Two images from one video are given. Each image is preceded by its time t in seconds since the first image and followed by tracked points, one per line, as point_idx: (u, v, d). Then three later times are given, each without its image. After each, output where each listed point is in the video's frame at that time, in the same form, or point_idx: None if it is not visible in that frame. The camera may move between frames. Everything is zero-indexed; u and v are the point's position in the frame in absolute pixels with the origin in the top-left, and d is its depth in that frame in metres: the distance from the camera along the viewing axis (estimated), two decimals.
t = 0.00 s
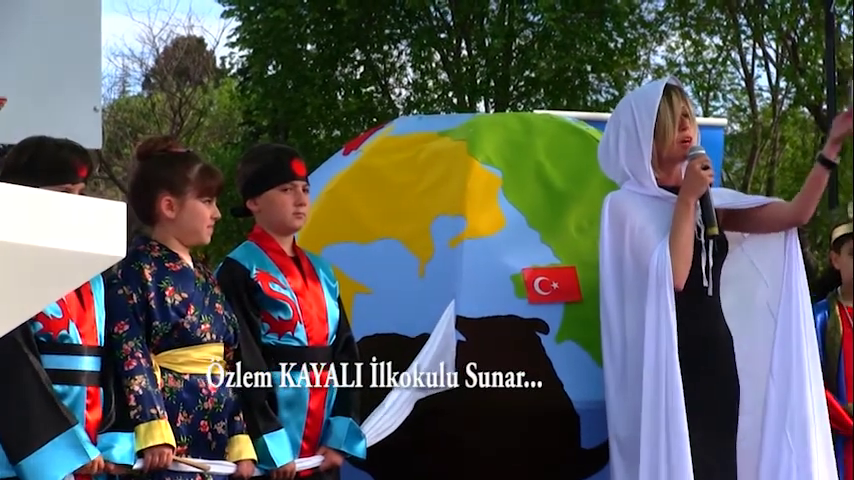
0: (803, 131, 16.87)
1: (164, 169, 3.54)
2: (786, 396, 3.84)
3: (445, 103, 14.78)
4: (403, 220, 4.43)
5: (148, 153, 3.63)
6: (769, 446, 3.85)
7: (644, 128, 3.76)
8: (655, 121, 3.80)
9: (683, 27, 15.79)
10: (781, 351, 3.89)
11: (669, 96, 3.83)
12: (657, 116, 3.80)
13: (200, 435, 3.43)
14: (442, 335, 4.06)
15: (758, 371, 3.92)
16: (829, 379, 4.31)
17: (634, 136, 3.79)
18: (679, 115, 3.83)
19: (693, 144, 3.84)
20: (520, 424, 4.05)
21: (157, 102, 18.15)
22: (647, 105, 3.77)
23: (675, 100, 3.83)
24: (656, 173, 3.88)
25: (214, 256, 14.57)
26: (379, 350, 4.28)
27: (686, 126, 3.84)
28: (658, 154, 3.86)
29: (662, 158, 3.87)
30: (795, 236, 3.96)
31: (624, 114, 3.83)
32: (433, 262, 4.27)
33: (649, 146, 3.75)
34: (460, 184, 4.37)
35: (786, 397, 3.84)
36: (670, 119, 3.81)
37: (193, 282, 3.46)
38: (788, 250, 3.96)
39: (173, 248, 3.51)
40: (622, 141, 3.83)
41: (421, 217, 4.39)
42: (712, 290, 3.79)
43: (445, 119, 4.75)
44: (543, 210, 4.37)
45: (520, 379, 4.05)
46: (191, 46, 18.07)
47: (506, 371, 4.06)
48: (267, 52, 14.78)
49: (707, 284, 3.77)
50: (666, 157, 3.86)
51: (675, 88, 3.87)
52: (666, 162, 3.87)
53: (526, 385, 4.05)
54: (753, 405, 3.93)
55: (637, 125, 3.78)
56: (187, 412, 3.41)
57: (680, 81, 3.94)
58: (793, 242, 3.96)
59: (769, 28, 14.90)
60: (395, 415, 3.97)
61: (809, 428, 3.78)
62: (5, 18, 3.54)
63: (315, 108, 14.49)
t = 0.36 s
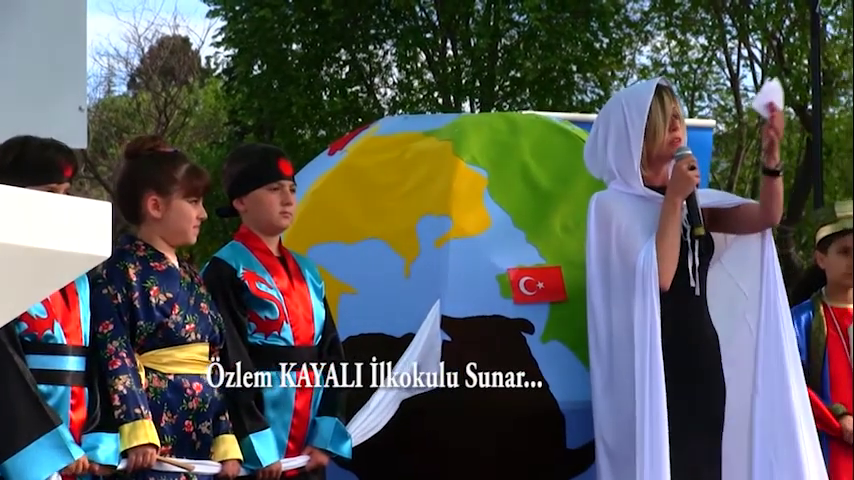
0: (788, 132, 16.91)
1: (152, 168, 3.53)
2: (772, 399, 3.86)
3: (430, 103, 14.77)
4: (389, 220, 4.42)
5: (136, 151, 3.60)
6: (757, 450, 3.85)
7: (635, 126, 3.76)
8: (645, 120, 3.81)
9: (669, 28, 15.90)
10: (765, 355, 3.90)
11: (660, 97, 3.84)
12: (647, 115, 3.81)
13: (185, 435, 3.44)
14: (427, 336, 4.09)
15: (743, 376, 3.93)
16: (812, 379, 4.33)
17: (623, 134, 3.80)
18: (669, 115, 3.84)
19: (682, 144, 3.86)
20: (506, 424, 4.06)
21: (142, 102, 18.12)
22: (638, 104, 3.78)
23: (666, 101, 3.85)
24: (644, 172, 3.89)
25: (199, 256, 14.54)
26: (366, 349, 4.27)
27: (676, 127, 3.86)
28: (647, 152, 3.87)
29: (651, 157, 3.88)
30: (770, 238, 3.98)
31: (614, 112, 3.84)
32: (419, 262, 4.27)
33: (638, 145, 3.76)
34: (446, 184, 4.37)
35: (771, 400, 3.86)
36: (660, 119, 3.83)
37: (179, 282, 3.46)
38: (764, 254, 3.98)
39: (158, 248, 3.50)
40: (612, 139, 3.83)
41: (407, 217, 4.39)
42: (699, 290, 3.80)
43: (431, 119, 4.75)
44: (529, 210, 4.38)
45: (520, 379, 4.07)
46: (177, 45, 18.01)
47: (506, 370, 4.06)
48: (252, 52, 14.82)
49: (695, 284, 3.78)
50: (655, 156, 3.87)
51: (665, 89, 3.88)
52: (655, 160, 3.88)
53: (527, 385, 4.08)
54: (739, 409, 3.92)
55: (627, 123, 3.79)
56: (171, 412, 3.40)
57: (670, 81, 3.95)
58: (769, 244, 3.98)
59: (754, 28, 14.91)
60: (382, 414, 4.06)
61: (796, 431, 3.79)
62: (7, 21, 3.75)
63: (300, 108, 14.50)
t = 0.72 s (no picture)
0: (766, 133, 17.01)
1: (131, 168, 3.52)
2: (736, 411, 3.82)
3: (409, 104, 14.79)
4: (368, 221, 4.42)
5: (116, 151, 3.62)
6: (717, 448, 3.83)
7: (613, 126, 3.78)
8: (623, 121, 3.82)
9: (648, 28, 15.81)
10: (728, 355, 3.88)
11: (639, 98, 3.86)
12: (625, 116, 3.83)
13: (163, 436, 3.42)
14: (405, 338, 4.08)
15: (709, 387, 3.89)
16: (791, 381, 4.34)
17: (602, 135, 3.82)
18: (648, 116, 3.86)
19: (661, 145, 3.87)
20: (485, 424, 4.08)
21: (121, 102, 18.05)
22: (616, 105, 3.80)
23: (644, 102, 3.87)
24: (622, 173, 3.90)
25: (177, 256, 14.56)
26: (345, 351, 4.26)
27: (654, 128, 3.87)
28: (625, 153, 3.89)
29: (629, 158, 3.89)
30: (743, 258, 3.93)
31: (592, 113, 3.85)
32: (398, 263, 4.27)
33: (616, 146, 3.78)
34: (425, 185, 4.38)
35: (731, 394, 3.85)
36: (639, 120, 3.85)
37: (157, 283, 3.45)
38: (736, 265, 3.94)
39: (137, 249, 3.49)
40: (590, 139, 3.84)
41: (386, 218, 4.39)
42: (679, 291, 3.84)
43: (410, 119, 4.75)
44: (508, 211, 4.38)
45: (520, 380, 4.10)
46: (155, 46, 17.87)
47: (506, 371, 4.10)
48: (231, 53, 14.72)
49: (673, 285, 3.82)
50: (633, 156, 3.88)
51: (644, 90, 3.90)
52: (633, 161, 3.89)
53: (526, 386, 4.11)
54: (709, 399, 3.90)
55: (605, 123, 3.80)
56: (149, 414, 3.39)
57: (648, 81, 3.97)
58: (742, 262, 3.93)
59: (733, 29, 14.97)
60: (362, 414, 4.04)
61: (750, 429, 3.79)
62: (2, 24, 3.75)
63: (279, 109, 14.52)
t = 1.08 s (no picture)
0: (728, 133, 17.21)
1: (95, 168, 3.51)
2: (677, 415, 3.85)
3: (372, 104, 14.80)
4: (332, 221, 4.42)
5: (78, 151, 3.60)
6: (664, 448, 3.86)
7: (575, 126, 3.82)
8: (585, 121, 3.86)
9: (611, 29, 15.89)
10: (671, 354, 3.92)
11: (601, 97, 3.90)
12: (587, 116, 3.87)
13: (126, 436, 3.41)
14: (368, 339, 4.12)
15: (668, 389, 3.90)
16: (754, 381, 4.38)
17: (565, 136, 3.85)
18: (610, 115, 3.90)
19: (623, 144, 3.91)
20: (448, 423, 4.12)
21: (84, 101, 17.92)
22: (578, 105, 3.83)
23: (607, 101, 3.90)
24: (586, 173, 3.94)
25: (141, 255, 14.52)
26: (310, 351, 4.28)
27: (617, 127, 3.91)
28: (588, 153, 3.92)
29: (591, 158, 3.93)
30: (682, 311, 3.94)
31: (555, 114, 3.89)
32: (361, 262, 4.28)
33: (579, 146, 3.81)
34: (388, 185, 4.39)
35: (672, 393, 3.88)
36: (601, 119, 3.88)
37: (121, 283, 3.44)
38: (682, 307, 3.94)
39: (101, 249, 3.47)
40: (553, 139, 3.88)
41: (349, 217, 4.40)
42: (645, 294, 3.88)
43: (373, 118, 4.75)
44: (470, 210, 4.40)
45: (520, 379, 4.12)
46: (118, 45, 17.92)
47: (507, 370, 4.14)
48: (194, 52, 14.71)
49: (638, 288, 3.86)
50: (596, 156, 3.92)
51: (606, 90, 3.93)
52: (595, 161, 3.92)
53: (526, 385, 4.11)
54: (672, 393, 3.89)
55: (568, 123, 3.84)
56: (112, 414, 3.38)
57: (611, 80, 4.00)
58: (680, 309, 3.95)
59: (696, 29, 15.03)
60: (325, 414, 4.12)
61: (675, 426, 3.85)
62: None
63: (242, 108, 14.49)
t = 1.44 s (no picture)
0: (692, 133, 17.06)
1: (58, 166, 3.51)
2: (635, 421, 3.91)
3: (336, 102, 14.77)
4: (295, 220, 4.43)
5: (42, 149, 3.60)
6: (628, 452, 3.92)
7: (542, 125, 3.87)
8: (551, 120, 3.90)
9: (574, 28, 15.98)
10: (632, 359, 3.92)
11: (568, 96, 3.94)
12: (553, 115, 3.90)
13: (89, 435, 3.40)
14: (331, 338, 4.15)
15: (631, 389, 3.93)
16: (718, 380, 4.42)
17: (531, 135, 3.89)
18: (576, 114, 3.94)
19: (588, 144, 3.95)
20: (412, 423, 4.14)
21: (46, 100, 17.80)
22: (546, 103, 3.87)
23: (573, 100, 3.93)
24: (552, 171, 3.97)
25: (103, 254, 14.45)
26: (273, 351, 4.27)
27: (583, 126, 3.95)
28: (553, 152, 3.95)
29: (557, 156, 3.95)
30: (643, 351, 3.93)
31: (522, 112, 3.92)
32: (324, 261, 4.30)
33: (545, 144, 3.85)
34: (352, 184, 4.41)
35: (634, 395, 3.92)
36: (567, 118, 3.92)
37: (84, 282, 3.44)
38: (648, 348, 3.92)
39: (64, 248, 3.47)
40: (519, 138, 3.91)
41: (313, 216, 4.41)
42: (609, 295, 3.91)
43: (336, 118, 4.77)
44: (434, 210, 4.42)
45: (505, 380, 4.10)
46: (81, 44, 17.88)
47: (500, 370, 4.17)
48: (157, 52, 14.63)
49: (602, 287, 3.88)
50: (561, 155, 3.95)
51: (573, 89, 3.97)
52: (561, 160, 3.95)
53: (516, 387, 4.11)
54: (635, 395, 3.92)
55: (534, 121, 3.88)
56: (76, 413, 3.38)
57: (577, 80, 4.04)
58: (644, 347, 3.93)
59: (659, 29, 15.09)
60: (289, 413, 4.15)
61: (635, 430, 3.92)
62: None
63: (205, 107, 14.43)
